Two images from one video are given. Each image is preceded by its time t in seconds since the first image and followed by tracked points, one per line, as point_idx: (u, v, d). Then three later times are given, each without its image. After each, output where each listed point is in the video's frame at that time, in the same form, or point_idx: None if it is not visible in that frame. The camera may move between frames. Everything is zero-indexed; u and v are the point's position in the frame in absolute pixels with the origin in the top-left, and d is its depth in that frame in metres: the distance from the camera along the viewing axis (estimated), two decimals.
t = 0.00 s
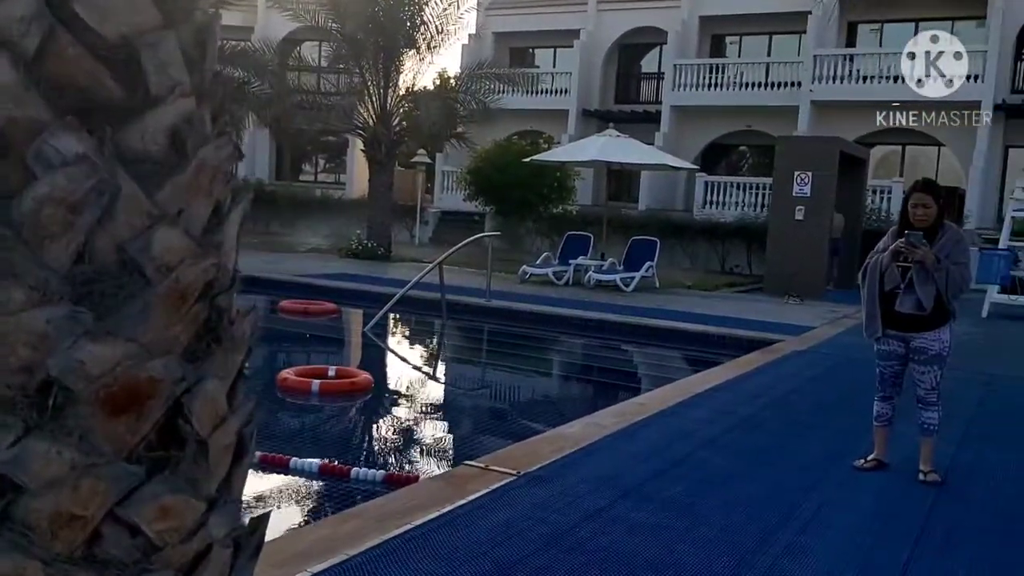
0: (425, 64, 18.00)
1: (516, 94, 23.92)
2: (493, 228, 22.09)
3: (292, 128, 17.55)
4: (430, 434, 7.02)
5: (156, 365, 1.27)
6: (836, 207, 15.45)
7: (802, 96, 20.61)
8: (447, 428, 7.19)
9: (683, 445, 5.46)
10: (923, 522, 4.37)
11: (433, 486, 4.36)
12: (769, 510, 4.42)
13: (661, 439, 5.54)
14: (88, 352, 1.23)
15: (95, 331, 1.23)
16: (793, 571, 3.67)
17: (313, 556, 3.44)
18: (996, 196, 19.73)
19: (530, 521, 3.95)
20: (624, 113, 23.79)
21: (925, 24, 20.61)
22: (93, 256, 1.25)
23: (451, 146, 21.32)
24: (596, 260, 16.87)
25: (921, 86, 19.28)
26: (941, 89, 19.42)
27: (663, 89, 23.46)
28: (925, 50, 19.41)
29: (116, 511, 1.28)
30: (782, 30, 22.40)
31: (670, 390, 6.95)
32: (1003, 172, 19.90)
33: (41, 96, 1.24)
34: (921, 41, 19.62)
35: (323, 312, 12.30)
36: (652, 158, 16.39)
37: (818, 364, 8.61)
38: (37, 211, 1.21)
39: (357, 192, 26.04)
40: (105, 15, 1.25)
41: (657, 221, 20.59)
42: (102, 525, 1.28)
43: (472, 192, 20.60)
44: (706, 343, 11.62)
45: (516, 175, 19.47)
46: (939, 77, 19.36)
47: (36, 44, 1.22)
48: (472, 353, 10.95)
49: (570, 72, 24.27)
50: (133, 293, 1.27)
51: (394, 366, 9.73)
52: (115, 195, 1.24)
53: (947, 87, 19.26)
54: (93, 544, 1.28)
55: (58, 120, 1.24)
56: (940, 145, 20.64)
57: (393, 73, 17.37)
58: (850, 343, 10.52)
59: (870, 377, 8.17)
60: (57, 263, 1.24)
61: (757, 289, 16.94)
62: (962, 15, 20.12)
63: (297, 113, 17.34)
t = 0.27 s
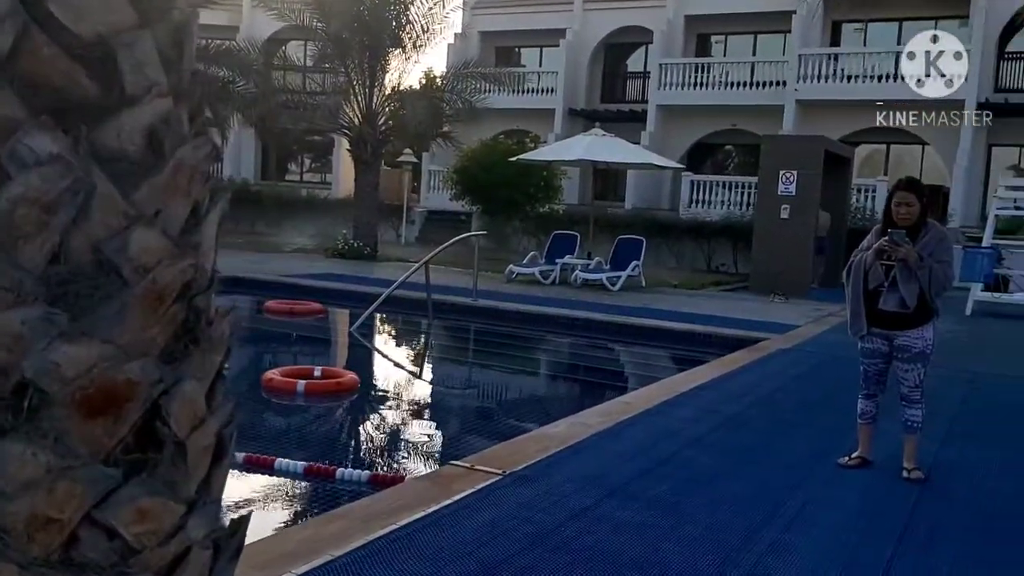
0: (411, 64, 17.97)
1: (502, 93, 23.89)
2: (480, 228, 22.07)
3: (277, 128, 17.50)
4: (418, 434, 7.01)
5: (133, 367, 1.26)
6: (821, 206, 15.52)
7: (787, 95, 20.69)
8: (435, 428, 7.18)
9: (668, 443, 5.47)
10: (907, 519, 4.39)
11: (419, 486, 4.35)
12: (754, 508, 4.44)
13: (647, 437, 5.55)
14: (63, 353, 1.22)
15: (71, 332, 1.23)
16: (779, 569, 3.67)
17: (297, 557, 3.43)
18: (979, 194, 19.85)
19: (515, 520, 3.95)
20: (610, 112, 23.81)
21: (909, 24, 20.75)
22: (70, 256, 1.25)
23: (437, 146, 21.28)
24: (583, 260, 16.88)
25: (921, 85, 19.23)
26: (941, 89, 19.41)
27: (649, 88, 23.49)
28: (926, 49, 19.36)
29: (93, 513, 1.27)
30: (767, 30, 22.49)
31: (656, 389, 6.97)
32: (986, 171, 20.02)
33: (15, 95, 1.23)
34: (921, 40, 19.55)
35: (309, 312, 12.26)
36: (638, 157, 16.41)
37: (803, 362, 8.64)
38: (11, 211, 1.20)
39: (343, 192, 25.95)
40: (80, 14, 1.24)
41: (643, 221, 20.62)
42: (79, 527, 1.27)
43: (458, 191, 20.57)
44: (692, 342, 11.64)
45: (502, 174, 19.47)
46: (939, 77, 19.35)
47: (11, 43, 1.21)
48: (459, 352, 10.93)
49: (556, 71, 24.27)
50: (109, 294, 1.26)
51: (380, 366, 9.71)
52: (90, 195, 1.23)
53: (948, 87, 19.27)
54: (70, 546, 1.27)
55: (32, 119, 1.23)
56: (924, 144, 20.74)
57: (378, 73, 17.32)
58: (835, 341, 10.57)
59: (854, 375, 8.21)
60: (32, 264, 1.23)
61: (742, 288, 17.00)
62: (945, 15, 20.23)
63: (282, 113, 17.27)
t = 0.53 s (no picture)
0: (397, 63, 17.96)
1: (488, 93, 23.89)
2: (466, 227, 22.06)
3: (262, 128, 17.44)
4: (405, 434, 6.99)
5: (106, 368, 1.26)
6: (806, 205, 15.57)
7: (772, 95, 20.76)
8: (422, 429, 7.16)
9: (653, 442, 5.48)
10: (890, 516, 4.42)
11: (404, 486, 4.34)
12: (739, 506, 4.45)
13: (632, 436, 5.56)
14: (36, 354, 1.21)
15: (44, 333, 1.22)
16: (763, 566, 3.69)
17: (283, 557, 3.42)
18: (963, 193, 19.99)
19: (501, 520, 3.94)
20: (596, 112, 23.84)
21: (893, 24, 20.89)
22: (42, 257, 1.24)
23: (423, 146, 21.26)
24: (569, 259, 16.89)
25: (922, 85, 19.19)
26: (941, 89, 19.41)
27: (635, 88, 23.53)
28: (926, 49, 19.34)
29: (67, 516, 1.26)
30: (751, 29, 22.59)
31: (641, 388, 6.98)
32: (969, 169, 20.16)
33: None
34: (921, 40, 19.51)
35: (295, 313, 12.22)
36: (624, 157, 16.44)
37: (788, 361, 8.66)
38: None
39: (330, 192, 25.88)
40: (53, 13, 1.24)
41: (630, 220, 20.64)
42: (53, 530, 1.26)
43: (444, 191, 20.55)
44: (678, 341, 11.66)
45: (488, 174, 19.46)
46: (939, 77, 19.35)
47: None
48: (446, 352, 10.92)
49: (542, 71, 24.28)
50: (82, 295, 1.25)
51: (367, 366, 9.70)
52: (62, 195, 1.23)
53: (948, 87, 19.29)
54: (44, 549, 1.26)
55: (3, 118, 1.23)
56: (907, 143, 20.87)
57: (364, 72, 17.30)
58: (820, 339, 10.61)
59: (838, 373, 8.25)
60: (6, 265, 1.23)
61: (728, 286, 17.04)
62: (928, 14, 20.37)
63: (267, 113, 17.23)
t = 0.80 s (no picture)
0: (379, 62, 17.90)
1: (470, 91, 23.86)
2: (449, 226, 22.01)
3: (243, 126, 17.34)
4: (388, 433, 6.97)
5: (73, 368, 1.25)
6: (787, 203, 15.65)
7: (754, 94, 20.83)
8: (405, 428, 7.14)
9: (634, 440, 5.48)
10: (869, 513, 4.44)
11: (385, 486, 4.33)
12: (719, 503, 4.46)
13: (614, 434, 5.56)
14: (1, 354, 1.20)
15: (10, 334, 1.21)
16: (742, 563, 3.70)
17: (261, 558, 3.40)
18: (942, 191, 20.14)
19: (481, 519, 3.94)
20: (579, 111, 23.85)
21: (874, 23, 21.04)
22: (7, 255, 1.23)
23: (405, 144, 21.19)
24: (552, 258, 16.89)
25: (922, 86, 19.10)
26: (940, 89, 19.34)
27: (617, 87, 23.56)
28: (925, 49, 19.21)
29: (35, 517, 1.26)
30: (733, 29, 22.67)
31: (623, 386, 6.99)
32: (948, 167, 20.31)
33: None
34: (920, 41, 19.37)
35: (277, 312, 12.16)
36: (606, 156, 16.45)
37: (769, 358, 8.69)
38: None
39: (312, 191, 25.76)
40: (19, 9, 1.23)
41: (613, 218, 20.67)
42: (20, 532, 1.25)
43: (427, 190, 20.49)
44: (661, 340, 11.68)
45: (471, 172, 19.43)
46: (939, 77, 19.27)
47: None
48: (428, 351, 10.89)
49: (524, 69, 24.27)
50: (48, 295, 1.24)
51: (350, 366, 9.66)
52: (28, 194, 1.22)
53: (948, 87, 19.22)
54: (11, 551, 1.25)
55: None
56: (888, 142, 21.00)
57: (345, 71, 17.24)
58: (801, 337, 10.66)
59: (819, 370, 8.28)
60: None
61: (710, 285, 17.09)
62: (908, 14, 20.51)
63: (248, 112, 17.15)
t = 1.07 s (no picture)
0: (355, 60, 17.84)
1: (447, 89, 23.82)
2: (426, 224, 21.96)
3: (218, 124, 17.22)
4: (365, 432, 6.94)
5: (22, 368, 1.25)
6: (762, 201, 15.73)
7: (730, 92, 20.93)
8: (383, 427, 7.12)
9: (609, 437, 5.49)
10: (841, 508, 4.48)
11: (358, 485, 4.32)
12: (692, 499, 4.48)
13: (588, 431, 5.57)
14: None
15: None
16: (715, 559, 3.72)
17: (231, 558, 3.39)
18: (915, 189, 20.36)
19: (454, 517, 3.93)
20: (556, 109, 23.87)
21: (848, 22, 21.21)
22: None
23: (382, 142, 21.12)
24: (529, 256, 16.88)
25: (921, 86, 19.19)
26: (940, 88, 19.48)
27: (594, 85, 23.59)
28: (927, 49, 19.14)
29: None
30: (709, 27, 22.77)
31: (598, 382, 7.00)
32: (921, 165, 20.53)
33: None
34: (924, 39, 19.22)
35: (252, 312, 12.08)
36: (583, 153, 16.47)
37: (743, 355, 8.74)
38: None
39: (288, 189, 25.61)
40: None
41: (590, 216, 20.70)
42: None
43: (404, 188, 20.44)
44: (637, 337, 11.71)
45: (448, 170, 19.41)
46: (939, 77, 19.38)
47: None
48: (406, 350, 10.86)
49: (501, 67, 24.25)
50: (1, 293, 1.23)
51: (325, 365, 9.61)
52: None
53: (946, 88, 19.36)
54: None
55: None
56: (862, 140, 21.22)
57: (321, 68, 17.14)
58: (776, 333, 10.73)
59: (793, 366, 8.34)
60: None
61: (687, 282, 17.16)
62: (881, 13, 20.68)
63: (222, 110, 17.03)
